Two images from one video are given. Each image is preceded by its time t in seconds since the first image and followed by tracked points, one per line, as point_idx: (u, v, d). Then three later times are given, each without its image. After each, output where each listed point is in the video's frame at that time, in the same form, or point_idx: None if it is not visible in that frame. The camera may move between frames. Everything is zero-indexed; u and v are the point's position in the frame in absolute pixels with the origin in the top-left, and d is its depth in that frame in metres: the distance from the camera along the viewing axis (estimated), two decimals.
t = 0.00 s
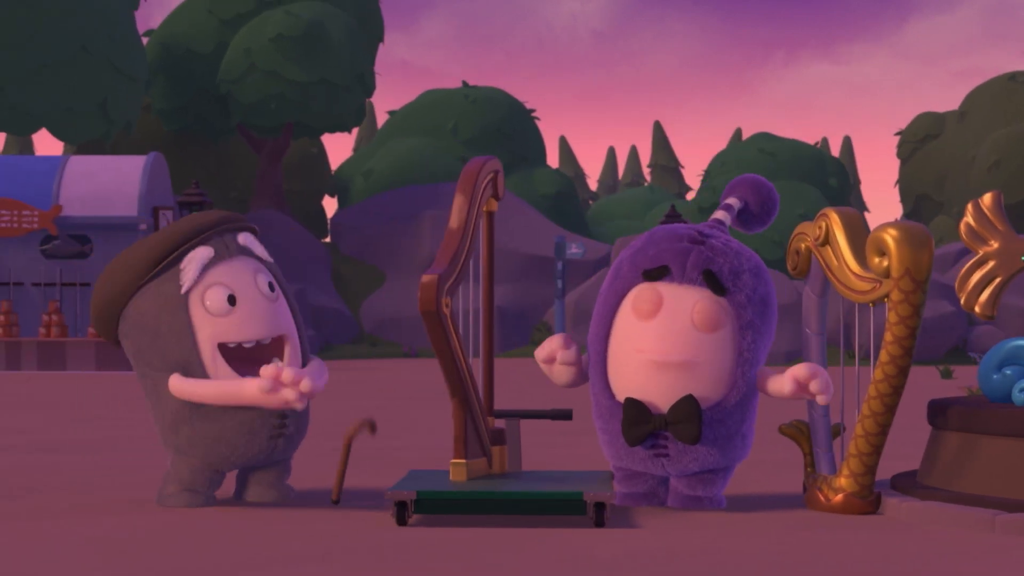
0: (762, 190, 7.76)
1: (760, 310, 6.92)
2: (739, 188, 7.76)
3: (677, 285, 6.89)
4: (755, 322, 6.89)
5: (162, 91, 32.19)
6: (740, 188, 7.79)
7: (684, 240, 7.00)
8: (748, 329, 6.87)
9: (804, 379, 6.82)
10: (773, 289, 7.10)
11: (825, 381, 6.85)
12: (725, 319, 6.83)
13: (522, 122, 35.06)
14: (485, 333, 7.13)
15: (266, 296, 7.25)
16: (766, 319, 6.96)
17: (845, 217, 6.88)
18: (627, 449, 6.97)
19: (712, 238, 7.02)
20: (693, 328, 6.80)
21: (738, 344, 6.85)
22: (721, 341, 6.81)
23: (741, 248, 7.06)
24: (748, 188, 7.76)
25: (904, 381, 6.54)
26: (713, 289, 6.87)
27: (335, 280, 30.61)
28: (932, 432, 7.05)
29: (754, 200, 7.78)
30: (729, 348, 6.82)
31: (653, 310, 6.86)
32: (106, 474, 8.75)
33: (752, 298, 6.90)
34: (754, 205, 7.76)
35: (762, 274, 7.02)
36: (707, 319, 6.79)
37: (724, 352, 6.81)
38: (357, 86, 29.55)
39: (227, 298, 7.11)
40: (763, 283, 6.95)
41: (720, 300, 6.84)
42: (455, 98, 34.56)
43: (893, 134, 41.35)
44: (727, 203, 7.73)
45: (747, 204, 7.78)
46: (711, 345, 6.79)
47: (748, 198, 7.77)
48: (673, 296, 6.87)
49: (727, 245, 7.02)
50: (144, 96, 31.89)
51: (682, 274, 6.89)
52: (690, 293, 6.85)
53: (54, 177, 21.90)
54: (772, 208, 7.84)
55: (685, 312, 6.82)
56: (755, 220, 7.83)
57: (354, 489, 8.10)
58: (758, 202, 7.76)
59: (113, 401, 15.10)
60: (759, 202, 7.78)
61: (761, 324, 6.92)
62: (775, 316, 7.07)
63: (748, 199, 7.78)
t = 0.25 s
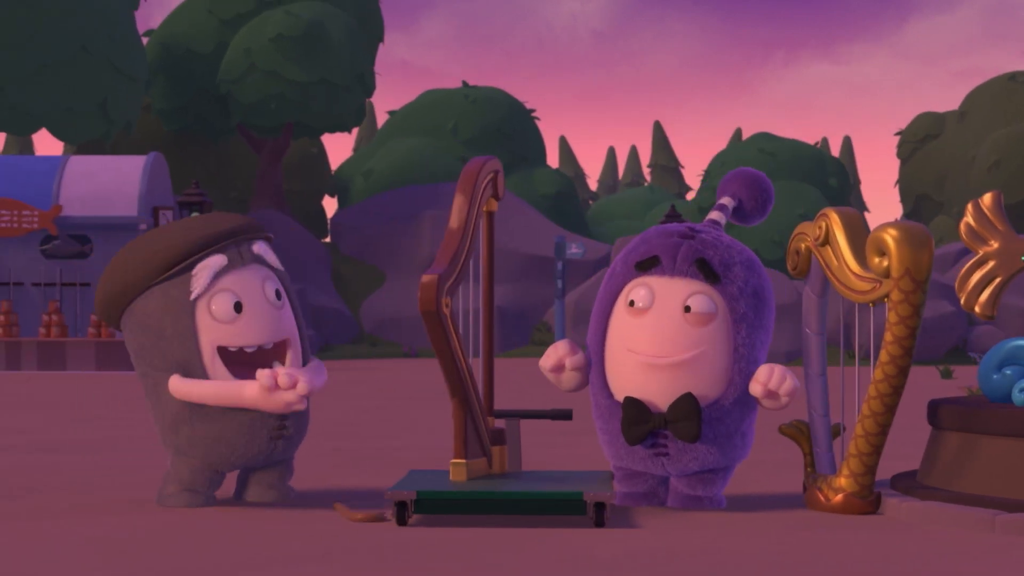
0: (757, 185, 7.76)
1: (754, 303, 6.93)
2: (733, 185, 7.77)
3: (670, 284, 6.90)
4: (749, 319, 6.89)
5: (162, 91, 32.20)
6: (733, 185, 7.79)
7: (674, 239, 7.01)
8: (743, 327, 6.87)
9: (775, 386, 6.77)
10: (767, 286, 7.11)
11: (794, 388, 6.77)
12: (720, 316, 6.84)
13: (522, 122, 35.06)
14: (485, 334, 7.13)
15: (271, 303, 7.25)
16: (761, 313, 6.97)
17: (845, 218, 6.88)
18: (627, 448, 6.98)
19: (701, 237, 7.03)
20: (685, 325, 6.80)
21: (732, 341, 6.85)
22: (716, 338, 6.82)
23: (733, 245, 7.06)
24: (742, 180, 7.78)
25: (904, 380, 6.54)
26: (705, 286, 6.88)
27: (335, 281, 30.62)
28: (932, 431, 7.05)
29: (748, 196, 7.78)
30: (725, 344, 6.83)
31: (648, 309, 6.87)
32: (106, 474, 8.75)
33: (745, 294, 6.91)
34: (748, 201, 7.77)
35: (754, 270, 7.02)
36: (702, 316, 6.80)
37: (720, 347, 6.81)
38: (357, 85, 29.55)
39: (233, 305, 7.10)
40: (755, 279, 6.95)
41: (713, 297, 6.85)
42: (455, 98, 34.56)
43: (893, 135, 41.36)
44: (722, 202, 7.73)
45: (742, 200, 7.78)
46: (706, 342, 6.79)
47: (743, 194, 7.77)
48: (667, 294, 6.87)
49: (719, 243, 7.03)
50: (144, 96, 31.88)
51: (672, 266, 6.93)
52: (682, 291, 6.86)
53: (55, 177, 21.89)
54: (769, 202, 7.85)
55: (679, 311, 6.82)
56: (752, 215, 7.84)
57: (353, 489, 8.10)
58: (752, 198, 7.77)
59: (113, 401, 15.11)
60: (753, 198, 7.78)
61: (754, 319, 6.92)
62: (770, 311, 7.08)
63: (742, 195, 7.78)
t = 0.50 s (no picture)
0: (756, 187, 7.76)
1: (754, 302, 6.93)
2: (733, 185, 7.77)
3: (669, 283, 6.90)
4: (749, 318, 6.89)
5: (162, 91, 32.20)
6: (733, 186, 7.80)
7: (673, 238, 7.01)
8: (742, 326, 6.87)
9: (774, 385, 6.76)
10: (767, 286, 7.11)
11: (793, 387, 6.76)
12: (719, 316, 6.84)
13: (523, 122, 35.06)
14: (485, 335, 7.13)
15: (272, 304, 7.26)
16: (760, 312, 6.97)
17: (845, 218, 6.88)
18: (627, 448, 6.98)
19: (701, 236, 7.03)
20: (685, 324, 6.79)
21: (731, 340, 6.85)
22: (715, 336, 6.81)
23: (732, 244, 7.06)
24: (741, 182, 7.78)
25: (904, 380, 6.54)
26: (704, 285, 6.88)
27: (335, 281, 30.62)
28: (933, 432, 7.05)
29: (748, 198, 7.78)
30: (723, 343, 6.83)
31: (648, 308, 6.87)
32: (106, 474, 8.75)
33: (744, 293, 6.91)
34: (747, 203, 7.77)
35: (753, 269, 7.02)
36: (701, 315, 6.79)
37: (719, 347, 6.82)
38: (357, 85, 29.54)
39: (234, 306, 7.11)
40: (754, 277, 6.95)
41: (712, 296, 6.85)
42: (455, 98, 34.56)
43: (893, 135, 41.37)
44: (721, 203, 7.74)
45: (741, 201, 7.78)
46: (705, 340, 6.79)
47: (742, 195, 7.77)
48: (667, 293, 6.87)
49: (718, 242, 7.03)
50: (144, 96, 31.89)
51: (671, 266, 6.93)
52: (681, 290, 6.86)
53: (55, 177, 21.88)
54: (768, 203, 7.85)
55: (678, 310, 6.82)
56: (752, 218, 7.83)
57: (353, 490, 8.09)
58: (751, 199, 7.76)
59: (113, 402, 15.11)
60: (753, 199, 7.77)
61: (754, 318, 6.92)
62: (769, 309, 7.08)
63: (741, 196, 7.78)
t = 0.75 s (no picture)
0: (757, 187, 7.76)
1: (753, 301, 6.93)
2: (732, 184, 7.78)
3: (666, 282, 6.91)
4: (747, 317, 6.89)
5: (162, 90, 32.20)
6: (733, 187, 7.80)
7: (672, 237, 7.02)
8: (741, 325, 6.87)
9: (774, 385, 6.77)
10: (767, 285, 7.11)
11: (794, 387, 6.77)
12: (716, 315, 6.83)
13: (523, 122, 35.07)
14: (485, 334, 7.13)
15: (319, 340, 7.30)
16: (760, 311, 6.97)
17: (844, 217, 6.88)
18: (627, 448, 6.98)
19: (699, 235, 7.03)
20: (685, 324, 6.79)
21: (731, 339, 6.85)
22: (712, 335, 6.81)
23: (731, 242, 7.06)
24: (740, 182, 7.78)
25: (904, 380, 6.54)
26: (701, 285, 6.88)
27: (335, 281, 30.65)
28: (933, 431, 7.05)
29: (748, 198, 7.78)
30: (723, 342, 6.83)
31: (645, 308, 6.88)
32: (106, 474, 8.75)
33: (742, 291, 6.91)
34: (747, 202, 7.77)
35: (752, 268, 7.01)
36: (700, 314, 6.79)
37: (719, 347, 6.81)
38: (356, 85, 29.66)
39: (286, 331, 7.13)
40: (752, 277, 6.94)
41: (710, 295, 6.85)
42: (455, 98, 34.56)
43: (893, 135, 41.37)
44: (720, 203, 7.74)
45: (741, 202, 7.78)
46: (703, 340, 6.79)
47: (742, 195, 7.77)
48: (663, 292, 6.88)
49: (716, 241, 7.02)
50: (144, 96, 31.88)
51: (671, 265, 6.93)
52: (680, 289, 6.86)
53: (54, 177, 21.80)
54: (768, 203, 7.85)
55: (677, 310, 6.82)
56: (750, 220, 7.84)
57: (353, 489, 8.09)
58: (752, 199, 7.76)
59: (113, 401, 15.10)
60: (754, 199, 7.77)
61: (752, 317, 6.91)
62: (768, 308, 7.08)
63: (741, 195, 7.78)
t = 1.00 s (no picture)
0: (751, 191, 7.77)
1: (754, 303, 6.94)
2: (726, 186, 7.79)
3: (668, 285, 6.92)
4: (748, 317, 6.89)
5: (162, 91, 32.22)
6: (728, 189, 7.81)
7: (671, 240, 7.03)
8: (741, 326, 6.87)
9: (775, 377, 6.77)
10: (767, 285, 7.11)
11: (794, 377, 6.77)
12: (717, 316, 6.83)
13: (522, 122, 35.08)
14: (486, 336, 7.14)
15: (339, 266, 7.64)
16: (760, 312, 6.97)
17: (844, 217, 6.88)
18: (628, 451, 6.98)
19: (699, 238, 7.03)
20: (686, 326, 6.80)
21: (733, 340, 6.85)
22: (713, 336, 6.81)
23: (731, 244, 7.06)
24: (733, 186, 7.79)
25: (904, 380, 6.54)
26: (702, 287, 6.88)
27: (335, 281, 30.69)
28: (934, 431, 7.05)
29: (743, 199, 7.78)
30: (724, 343, 6.83)
31: (645, 311, 6.88)
32: (107, 474, 8.75)
33: (743, 292, 6.90)
34: (742, 204, 7.77)
35: (751, 268, 7.01)
36: (700, 315, 6.80)
37: (722, 350, 6.82)
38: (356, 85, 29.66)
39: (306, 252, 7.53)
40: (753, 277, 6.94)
41: (711, 298, 6.85)
42: (455, 98, 34.56)
43: (893, 135, 41.38)
44: (715, 204, 7.74)
45: (736, 203, 7.78)
46: (703, 342, 6.79)
47: (737, 195, 7.77)
48: (665, 294, 6.88)
49: (716, 243, 7.02)
50: (144, 96, 31.90)
51: (672, 268, 6.94)
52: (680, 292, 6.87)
53: (54, 177, 21.80)
54: (762, 209, 7.85)
55: (677, 311, 6.82)
56: (741, 222, 7.82)
57: (354, 488, 8.09)
58: (747, 200, 7.76)
59: (113, 401, 15.10)
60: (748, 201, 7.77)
61: (753, 318, 6.91)
62: (768, 309, 7.07)
63: (737, 196, 7.78)
